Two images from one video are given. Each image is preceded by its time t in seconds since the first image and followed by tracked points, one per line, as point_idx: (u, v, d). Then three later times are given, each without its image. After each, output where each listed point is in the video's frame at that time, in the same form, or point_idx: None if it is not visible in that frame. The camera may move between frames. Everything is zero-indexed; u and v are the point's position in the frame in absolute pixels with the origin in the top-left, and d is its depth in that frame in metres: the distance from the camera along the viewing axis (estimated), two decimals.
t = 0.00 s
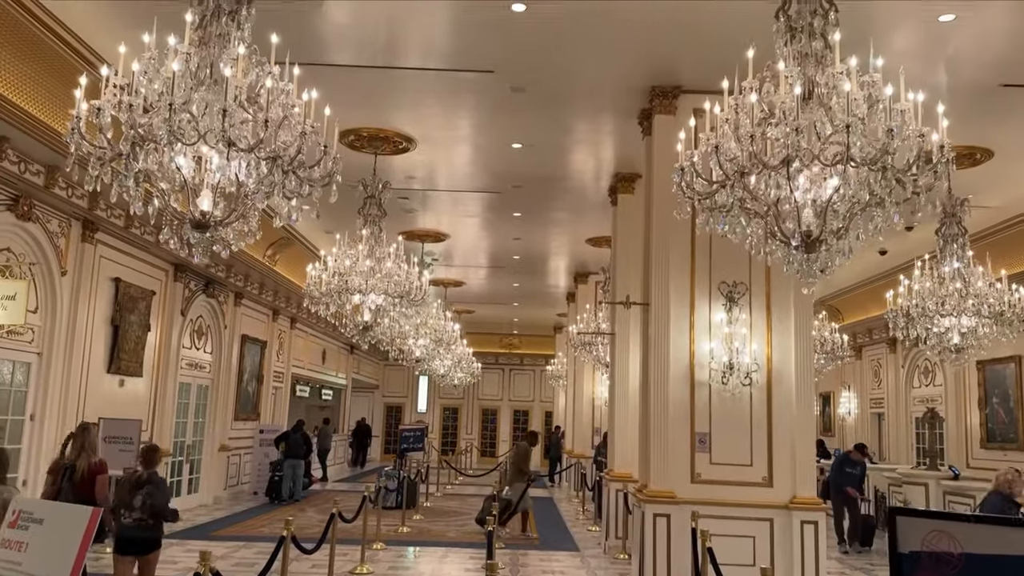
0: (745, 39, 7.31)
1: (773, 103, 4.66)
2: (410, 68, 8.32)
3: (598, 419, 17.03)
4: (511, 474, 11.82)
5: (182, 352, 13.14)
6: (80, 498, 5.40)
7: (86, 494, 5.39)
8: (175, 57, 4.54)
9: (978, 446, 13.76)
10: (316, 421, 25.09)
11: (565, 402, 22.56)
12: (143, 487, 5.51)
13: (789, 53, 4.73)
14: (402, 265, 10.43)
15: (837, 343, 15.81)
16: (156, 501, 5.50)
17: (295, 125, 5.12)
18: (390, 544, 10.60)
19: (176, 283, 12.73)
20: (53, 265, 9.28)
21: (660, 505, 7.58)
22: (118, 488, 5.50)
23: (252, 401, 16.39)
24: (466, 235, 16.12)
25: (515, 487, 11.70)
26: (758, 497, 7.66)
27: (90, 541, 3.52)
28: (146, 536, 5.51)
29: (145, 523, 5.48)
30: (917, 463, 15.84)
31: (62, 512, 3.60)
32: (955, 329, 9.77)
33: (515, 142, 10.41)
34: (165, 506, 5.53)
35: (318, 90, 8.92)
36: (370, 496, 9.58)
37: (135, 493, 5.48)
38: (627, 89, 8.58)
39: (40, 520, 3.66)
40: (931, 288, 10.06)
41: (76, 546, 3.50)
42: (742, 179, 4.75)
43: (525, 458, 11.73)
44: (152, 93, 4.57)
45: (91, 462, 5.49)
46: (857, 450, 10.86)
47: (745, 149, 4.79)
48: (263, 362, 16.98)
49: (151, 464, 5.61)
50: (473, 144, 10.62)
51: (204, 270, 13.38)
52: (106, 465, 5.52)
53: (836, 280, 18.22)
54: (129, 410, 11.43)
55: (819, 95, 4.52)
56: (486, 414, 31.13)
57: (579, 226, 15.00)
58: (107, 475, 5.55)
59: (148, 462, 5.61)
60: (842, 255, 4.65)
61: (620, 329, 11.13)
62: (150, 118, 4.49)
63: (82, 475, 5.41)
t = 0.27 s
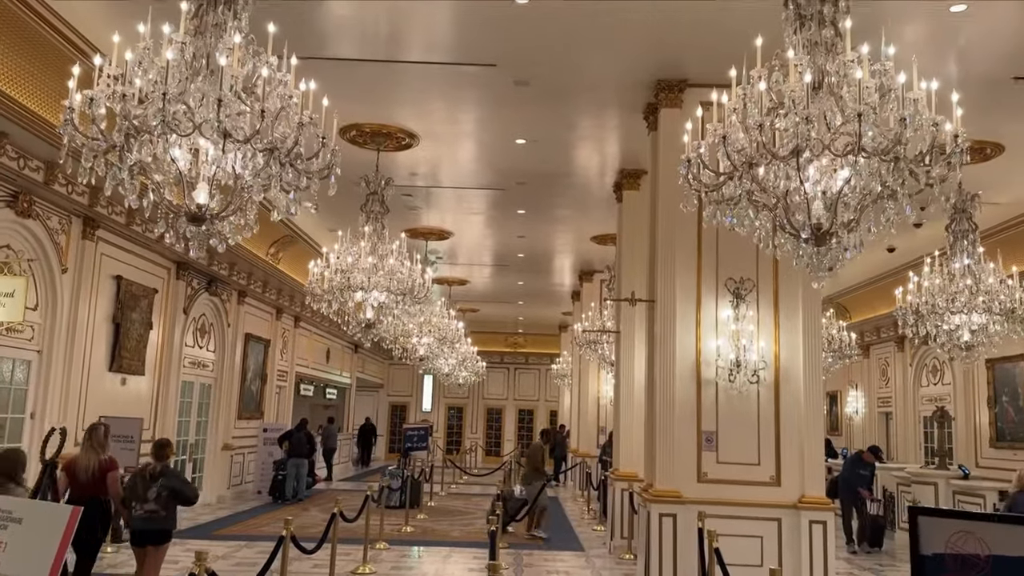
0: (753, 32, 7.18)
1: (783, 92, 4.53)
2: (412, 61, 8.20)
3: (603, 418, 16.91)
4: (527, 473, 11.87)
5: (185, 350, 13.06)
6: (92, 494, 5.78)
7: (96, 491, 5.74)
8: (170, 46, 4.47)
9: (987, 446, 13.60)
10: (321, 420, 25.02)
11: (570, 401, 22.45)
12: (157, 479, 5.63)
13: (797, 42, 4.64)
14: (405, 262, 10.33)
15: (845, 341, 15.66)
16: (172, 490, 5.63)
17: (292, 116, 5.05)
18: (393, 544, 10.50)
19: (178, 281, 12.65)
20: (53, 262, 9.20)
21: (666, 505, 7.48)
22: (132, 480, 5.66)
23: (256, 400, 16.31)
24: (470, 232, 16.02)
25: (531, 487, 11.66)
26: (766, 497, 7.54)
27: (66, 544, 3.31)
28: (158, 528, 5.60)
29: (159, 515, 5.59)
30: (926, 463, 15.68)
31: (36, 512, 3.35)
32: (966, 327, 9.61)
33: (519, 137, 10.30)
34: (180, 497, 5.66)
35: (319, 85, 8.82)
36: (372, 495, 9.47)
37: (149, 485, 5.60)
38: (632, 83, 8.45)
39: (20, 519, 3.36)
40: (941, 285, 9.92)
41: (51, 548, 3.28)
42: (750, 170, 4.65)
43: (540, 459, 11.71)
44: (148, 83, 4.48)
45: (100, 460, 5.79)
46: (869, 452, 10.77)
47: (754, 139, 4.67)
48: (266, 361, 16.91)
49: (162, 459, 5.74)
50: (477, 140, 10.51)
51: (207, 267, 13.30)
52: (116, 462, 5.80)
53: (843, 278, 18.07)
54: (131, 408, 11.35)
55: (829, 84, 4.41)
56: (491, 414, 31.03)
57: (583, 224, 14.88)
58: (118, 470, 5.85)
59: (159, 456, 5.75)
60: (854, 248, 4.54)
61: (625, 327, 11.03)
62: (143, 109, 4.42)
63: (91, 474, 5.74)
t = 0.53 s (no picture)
0: (758, 27, 7.07)
1: (789, 85, 4.42)
2: (413, 58, 8.09)
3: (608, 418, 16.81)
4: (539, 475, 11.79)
5: (186, 350, 12.98)
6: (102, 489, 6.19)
7: (105, 488, 6.15)
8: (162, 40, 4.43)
9: (996, 446, 13.46)
10: (325, 420, 24.94)
11: (575, 400, 22.35)
12: (168, 479, 5.94)
13: (804, 35, 4.54)
14: (407, 261, 10.23)
15: (852, 341, 15.53)
16: (182, 490, 5.97)
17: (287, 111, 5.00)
18: (395, 545, 10.41)
19: (180, 280, 12.57)
20: (52, 261, 9.12)
21: (670, 507, 7.37)
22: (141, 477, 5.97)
23: (258, 400, 16.24)
24: (473, 231, 15.92)
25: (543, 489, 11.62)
26: (772, 498, 7.43)
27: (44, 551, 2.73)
28: (169, 526, 5.94)
29: (170, 514, 5.92)
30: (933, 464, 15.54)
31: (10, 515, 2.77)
32: (975, 326, 9.47)
33: (522, 135, 10.20)
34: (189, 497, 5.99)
35: (319, 82, 8.73)
36: (374, 496, 9.39)
37: (160, 486, 5.92)
38: (637, 79, 8.32)
39: None
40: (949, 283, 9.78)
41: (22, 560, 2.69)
42: (756, 166, 4.54)
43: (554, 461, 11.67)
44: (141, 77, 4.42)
45: (108, 457, 6.18)
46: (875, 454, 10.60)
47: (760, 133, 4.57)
48: (269, 361, 16.84)
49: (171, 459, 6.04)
50: (479, 138, 10.40)
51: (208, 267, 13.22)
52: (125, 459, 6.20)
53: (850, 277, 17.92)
54: (132, 408, 11.27)
55: (837, 77, 4.30)
56: (495, 413, 30.94)
57: (587, 222, 14.76)
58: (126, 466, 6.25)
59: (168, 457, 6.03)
60: (861, 245, 4.44)
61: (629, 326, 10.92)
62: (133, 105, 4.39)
63: (101, 470, 6.13)
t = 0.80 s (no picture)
0: (763, 22, 6.95)
1: (794, 79, 4.28)
2: (414, 55, 7.98)
3: (612, 419, 16.69)
4: (550, 475, 11.80)
5: (188, 350, 12.91)
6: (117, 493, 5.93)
7: (120, 491, 5.88)
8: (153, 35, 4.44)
9: (1004, 447, 13.32)
10: (329, 420, 24.88)
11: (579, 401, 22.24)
12: (173, 477, 6.01)
13: (807, 28, 4.43)
14: (408, 261, 10.14)
15: (859, 341, 15.38)
16: (184, 489, 5.99)
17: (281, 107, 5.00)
18: (396, 548, 10.30)
19: (181, 280, 12.49)
20: (51, 261, 9.06)
21: (674, 510, 7.26)
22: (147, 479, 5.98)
23: (261, 400, 16.18)
24: (477, 231, 15.82)
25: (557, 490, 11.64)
26: (778, 501, 7.32)
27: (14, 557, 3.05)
28: (175, 523, 5.98)
29: (175, 510, 5.96)
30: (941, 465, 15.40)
31: None
32: (984, 326, 9.31)
33: (524, 133, 10.09)
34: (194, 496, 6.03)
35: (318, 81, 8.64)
36: (375, 499, 9.28)
37: (165, 483, 6.00)
38: (640, 76, 8.19)
39: None
40: (958, 283, 9.64)
41: None
42: (761, 162, 4.42)
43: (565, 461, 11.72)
44: (132, 72, 4.42)
45: (126, 461, 5.95)
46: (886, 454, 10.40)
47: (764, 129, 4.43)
48: (272, 361, 16.77)
49: (179, 459, 6.11)
50: (481, 136, 10.29)
51: (210, 267, 13.15)
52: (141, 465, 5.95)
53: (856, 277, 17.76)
54: (133, 409, 11.20)
55: (843, 71, 4.19)
56: (500, 414, 30.86)
57: (591, 221, 14.65)
58: (142, 471, 6.00)
59: (176, 457, 6.12)
60: (868, 243, 4.32)
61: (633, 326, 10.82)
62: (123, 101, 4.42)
63: (117, 473, 5.90)
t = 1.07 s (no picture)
0: (768, 20, 6.88)
1: (801, 75, 4.22)
2: (416, 53, 7.92)
3: (617, 419, 16.62)
4: (555, 475, 11.77)
5: (191, 350, 12.89)
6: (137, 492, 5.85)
7: (141, 490, 5.79)
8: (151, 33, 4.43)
9: (1012, 448, 13.22)
10: (333, 420, 24.86)
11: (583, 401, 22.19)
12: (188, 478, 6.00)
13: (812, 24, 4.38)
14: (411, 261, 10.09)
15: (864, 341, 15.29)
16: (199, 489, 5.97)
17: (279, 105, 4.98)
18: (399, 549, 10.24)
19: (184, 280, 12.45)
20: (53, 261, 9.02)
21: (679, 512, 7.20)
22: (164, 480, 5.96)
23: (264, 400, 16.15)
24: (480, 230, 15.76)
25: (563, 490, 11.61)
26: (783, 503, 7.25)
27: None
28: (190, 522, 5.97)
29: (190, 510, 5.96)
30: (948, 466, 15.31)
31: None
32: (991, 326, 9.21)
33: (528, 132, 10.03)
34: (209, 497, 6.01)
35: (321, 79, 8.59)
36: (377, 500, 9.22)
37: (181, 484, 5.99)
38: (644, 74, 8.13)
39: None
40: (965, 283, 9.57)
41: None
42: (766, 159, 4.36)
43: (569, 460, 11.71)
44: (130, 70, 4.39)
45: (145, 459, 5.88)
46: (900, 454, 10.21)
47: (770, 127, 4.37)
48: (275, 361, 16.75)
49: (197, 459, 6.07)
50: (485, 135, 10.24)
51: (212, 266, 13.11)
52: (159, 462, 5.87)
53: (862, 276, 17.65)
54: (136, 409, 11.18)
55: (850, 68, 4.12)
56: (504, 414, 30.82)
57: (595, 221, 14.59)
58: (161, 471, 5.92)
59: (194, 457, 6.08)
60: (875, 242, 4.26)
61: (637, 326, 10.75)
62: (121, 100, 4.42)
63: (136, 471, 5.82)
